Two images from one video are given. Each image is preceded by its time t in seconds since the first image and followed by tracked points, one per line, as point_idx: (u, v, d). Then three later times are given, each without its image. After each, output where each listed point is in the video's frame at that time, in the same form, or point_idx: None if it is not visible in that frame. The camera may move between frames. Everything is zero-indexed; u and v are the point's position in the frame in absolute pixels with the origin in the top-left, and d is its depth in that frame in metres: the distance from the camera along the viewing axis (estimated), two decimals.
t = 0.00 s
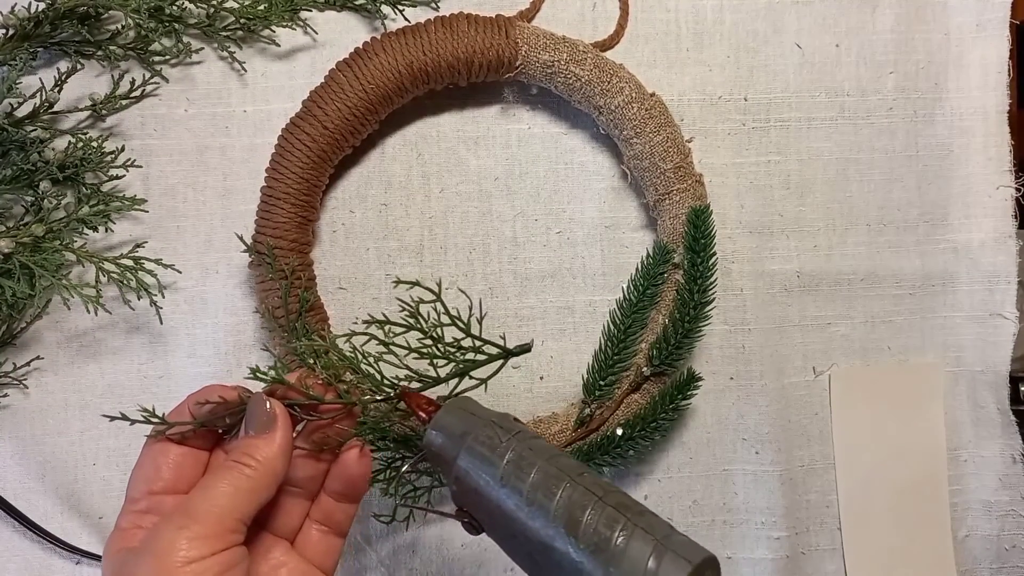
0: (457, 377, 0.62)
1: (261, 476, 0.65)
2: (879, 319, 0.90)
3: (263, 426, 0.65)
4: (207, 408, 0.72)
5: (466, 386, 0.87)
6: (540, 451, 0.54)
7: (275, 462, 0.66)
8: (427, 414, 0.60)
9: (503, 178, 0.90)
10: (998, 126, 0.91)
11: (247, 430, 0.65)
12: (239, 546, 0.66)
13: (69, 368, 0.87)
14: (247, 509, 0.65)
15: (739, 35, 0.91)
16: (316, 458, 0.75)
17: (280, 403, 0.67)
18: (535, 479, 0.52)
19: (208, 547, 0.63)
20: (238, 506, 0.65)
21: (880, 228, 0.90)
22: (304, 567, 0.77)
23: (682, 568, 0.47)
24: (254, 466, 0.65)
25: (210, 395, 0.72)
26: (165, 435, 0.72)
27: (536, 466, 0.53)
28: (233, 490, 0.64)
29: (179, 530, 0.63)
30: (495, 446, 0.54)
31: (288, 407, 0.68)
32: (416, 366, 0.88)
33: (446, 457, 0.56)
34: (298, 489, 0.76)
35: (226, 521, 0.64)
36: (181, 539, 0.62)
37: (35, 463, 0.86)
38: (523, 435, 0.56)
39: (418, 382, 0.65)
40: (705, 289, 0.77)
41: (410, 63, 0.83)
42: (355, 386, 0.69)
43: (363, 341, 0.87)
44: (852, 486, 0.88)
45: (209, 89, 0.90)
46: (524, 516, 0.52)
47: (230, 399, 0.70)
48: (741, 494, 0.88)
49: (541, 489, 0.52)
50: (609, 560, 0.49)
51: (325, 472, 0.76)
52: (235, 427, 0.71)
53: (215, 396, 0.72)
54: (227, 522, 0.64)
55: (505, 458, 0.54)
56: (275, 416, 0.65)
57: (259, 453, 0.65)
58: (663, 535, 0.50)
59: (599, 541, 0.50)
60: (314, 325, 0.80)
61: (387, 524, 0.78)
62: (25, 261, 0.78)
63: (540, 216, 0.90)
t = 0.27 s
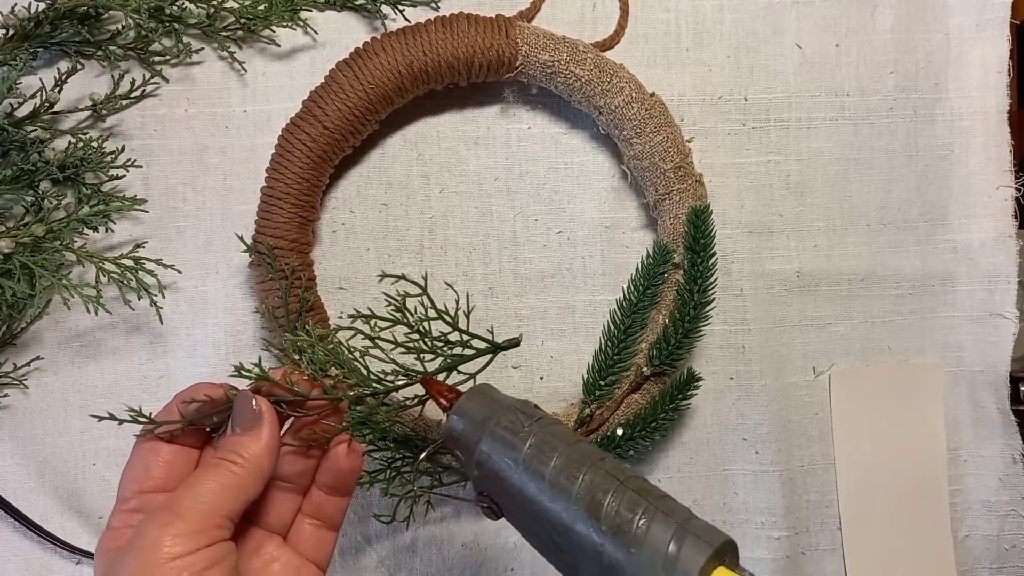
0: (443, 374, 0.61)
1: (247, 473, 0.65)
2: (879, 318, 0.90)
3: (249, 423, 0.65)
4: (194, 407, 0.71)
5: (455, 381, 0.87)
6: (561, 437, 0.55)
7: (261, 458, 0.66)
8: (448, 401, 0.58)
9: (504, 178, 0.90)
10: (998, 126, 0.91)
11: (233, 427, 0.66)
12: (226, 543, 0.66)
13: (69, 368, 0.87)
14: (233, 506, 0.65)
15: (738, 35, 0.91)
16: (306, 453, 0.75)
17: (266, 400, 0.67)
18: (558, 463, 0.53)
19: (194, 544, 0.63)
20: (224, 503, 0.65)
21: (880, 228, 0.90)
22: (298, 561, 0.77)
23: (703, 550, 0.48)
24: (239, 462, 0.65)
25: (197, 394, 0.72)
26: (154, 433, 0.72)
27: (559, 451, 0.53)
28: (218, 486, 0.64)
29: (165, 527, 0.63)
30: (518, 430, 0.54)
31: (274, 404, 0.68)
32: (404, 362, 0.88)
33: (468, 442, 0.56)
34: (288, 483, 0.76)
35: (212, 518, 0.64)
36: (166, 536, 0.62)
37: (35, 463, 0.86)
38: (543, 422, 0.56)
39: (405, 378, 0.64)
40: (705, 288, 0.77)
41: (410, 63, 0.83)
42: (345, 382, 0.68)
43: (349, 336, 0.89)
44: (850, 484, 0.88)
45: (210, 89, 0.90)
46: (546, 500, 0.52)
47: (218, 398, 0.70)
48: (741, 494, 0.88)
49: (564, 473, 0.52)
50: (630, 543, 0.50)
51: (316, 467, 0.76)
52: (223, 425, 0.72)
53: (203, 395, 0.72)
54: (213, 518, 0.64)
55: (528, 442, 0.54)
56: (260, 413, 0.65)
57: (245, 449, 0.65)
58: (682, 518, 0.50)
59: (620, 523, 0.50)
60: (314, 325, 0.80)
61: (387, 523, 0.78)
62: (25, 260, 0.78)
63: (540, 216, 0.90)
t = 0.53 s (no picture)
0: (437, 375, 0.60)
1: (238, 475, 0.65)
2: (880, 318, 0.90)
3: (240, 426, 0.65)
4: (187, 408, 0.71)
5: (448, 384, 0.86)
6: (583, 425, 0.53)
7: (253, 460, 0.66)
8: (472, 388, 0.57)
9: (503, 178, 0.90)
10: (998, 126, 0.91)
11: (224, 429, 0.65)
12: (216, 545, 0.66)
13: (69, 368, 0.87)
14: (224, 508, 0.65)
15: (739, 35, 0.91)
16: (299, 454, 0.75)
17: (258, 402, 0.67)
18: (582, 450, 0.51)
19: (183, 545, 0.63)
20: (214, 505, 0.65)
21: (880, 228, 0.90)
22: (293, 562, 0.77)
23: (729, 539, 0.47)
24: (230, 464, 0.65)
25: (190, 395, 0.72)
26: (148, 434, 0.71)
27: (584, 438, 0.52)
28: (209, 488, 0.64)
29: (154, 528, 0.63)
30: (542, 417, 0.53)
31: (266, 405, 0.68)
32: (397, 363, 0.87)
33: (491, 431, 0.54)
34: (282, 484, 0.76)
35: (201, 520, 0.64)
36: (155, 537, 0.62)
37: (35, 464, 0.86)
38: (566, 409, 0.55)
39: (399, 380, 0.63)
40: (705, 288, 0.77)
41: (410, 63, 0.83)
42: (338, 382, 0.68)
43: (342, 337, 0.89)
44: (849, 484, 0.88)
45: (210, 89, 0.90)
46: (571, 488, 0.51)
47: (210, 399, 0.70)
48: (741, 494, 0.88)
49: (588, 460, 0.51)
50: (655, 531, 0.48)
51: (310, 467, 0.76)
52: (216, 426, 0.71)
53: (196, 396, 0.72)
54: (203, 520, 0.64)
55: (553, 429, 0.52)
56: (252, 415, 0.65)
57: (236, 452, 0.65)
58: (707, 506, 0.49)
59: (645, 511, 0.49)
60: (314, 325, 0.80)
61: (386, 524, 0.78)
62: (25, 261, 0.78)
63: (540, 216, 0.90)
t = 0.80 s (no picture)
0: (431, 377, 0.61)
1: (231, 477, 0.65)
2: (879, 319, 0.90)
3: (233, 428, 0.65)
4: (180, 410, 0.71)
5: (443, 386, 0.87)
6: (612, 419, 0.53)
7: (245, 462, 0.66)
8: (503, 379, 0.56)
9: (504, 178, 0.90)
10: (998, 126, 0.91)
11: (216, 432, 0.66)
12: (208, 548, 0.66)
13: (69, 368, 0.87)
14: (216, 510, 0.65)
15: (739, 35, 0.91)
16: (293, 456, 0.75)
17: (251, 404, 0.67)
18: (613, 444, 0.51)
19: (175, 548, 0.63)
20: (207, 507, 0.64)
21: (880, 228, 0.90)
22: (288, 563, 0.77)
23: (757, 534, 0.48)
24: (222, 466, 0.65)
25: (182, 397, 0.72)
26: (142, 437, 0.71)
27: (614, 431, 0.52)
28: (201, 490, 0.64)
29: (145, 531, 0.63)
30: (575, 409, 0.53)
31: (258, 407, 0.68)
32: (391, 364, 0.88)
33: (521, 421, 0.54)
34: (275, 486, 0.76)
35: (193, 522, 0.64)
36: (147, 540, 0.62)
37: (35, 464, 0.86)
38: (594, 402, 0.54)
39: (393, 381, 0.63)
40: (705, 288, 0.77)
41: (410, 63, 0.83)
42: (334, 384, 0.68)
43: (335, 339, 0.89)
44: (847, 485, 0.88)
45: (210, 89, 0.90)
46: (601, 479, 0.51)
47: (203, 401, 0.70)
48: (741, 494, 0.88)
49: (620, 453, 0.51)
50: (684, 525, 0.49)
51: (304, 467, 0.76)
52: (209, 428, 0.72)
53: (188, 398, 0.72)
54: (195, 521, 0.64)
55: (586, 421, 0.52)
56: (245, 417, 0.65)
57: (229, 453, 0.65)
58: (734, 501, 0.50)
59: (676, 505, 0.49)
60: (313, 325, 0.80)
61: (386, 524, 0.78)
62: (25, 261, 0.78)
63: (540, 216, 0.90)
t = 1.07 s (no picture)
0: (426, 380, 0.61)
1: (223, 480, 0.65)
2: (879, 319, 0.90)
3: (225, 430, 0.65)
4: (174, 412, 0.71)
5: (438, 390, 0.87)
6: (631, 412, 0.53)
7: (238, 464, 0.66)
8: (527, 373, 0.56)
9: (503, 178, 0.90)
10: (998, 126, 0.91)
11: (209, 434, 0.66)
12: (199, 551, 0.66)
13: (68, 368, 0.87)
14: (208, 513, 0.65)
15: (738, 35, 0.91)
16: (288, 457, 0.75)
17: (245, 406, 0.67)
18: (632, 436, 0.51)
19: (164, 551, 0.63)
20: (198, 510, 0.64)
21: (880, 228, 0.90)
22: (284, 565, 0.77)
23: (777, 527, 0.47)
24: (214, 469, 0.65)
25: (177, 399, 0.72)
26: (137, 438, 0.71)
27: (635, 424, 0.52)
28: (192, 493, 0.64)
29: (135, 533, 0.63)
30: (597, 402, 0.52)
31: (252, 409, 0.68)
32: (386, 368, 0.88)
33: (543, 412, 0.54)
34: (270, 487, 0.76)
35: (184, 524, 0.64)
36: (137, 542, 0.62)
37: (35, 463, 0.86)
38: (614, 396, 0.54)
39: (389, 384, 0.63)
40: (705, 288, 0.76)
41: (410, 63, 0.83)
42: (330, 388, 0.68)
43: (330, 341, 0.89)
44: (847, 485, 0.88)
45: (209, 89, 0.90)
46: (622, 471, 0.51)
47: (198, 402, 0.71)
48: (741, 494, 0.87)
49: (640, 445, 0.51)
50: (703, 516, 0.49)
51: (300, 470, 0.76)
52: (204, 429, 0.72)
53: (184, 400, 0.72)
54: (186, 524, 0.64)
55: (607, 413, 0.52)
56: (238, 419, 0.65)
57: (221, 456, 0.65)
58: (754, 494, 0.50)
59: (695, 497, 0.49)
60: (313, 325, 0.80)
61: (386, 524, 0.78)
62: (24, 260, 0.78)
63: (540, 216, 0.90)
